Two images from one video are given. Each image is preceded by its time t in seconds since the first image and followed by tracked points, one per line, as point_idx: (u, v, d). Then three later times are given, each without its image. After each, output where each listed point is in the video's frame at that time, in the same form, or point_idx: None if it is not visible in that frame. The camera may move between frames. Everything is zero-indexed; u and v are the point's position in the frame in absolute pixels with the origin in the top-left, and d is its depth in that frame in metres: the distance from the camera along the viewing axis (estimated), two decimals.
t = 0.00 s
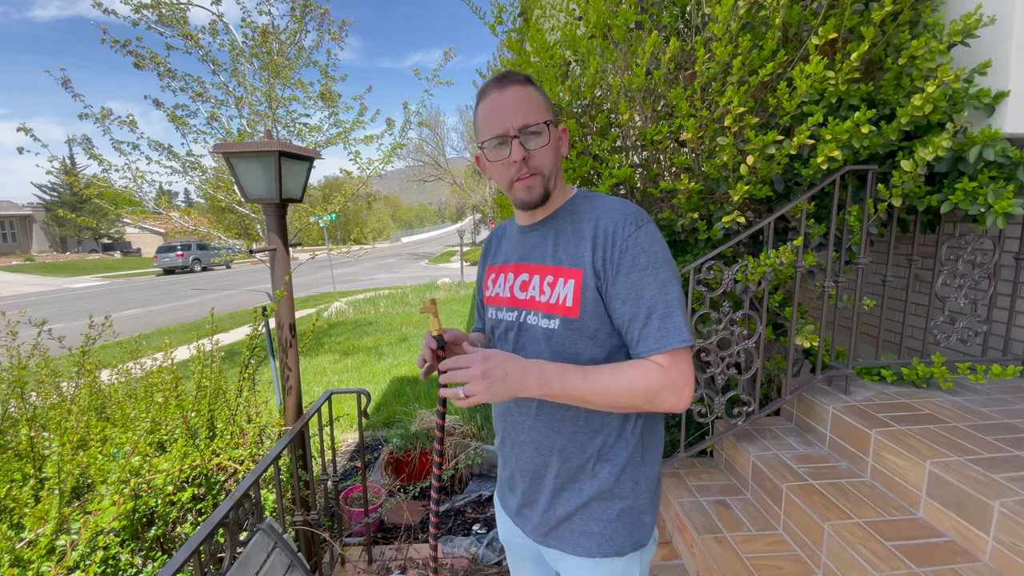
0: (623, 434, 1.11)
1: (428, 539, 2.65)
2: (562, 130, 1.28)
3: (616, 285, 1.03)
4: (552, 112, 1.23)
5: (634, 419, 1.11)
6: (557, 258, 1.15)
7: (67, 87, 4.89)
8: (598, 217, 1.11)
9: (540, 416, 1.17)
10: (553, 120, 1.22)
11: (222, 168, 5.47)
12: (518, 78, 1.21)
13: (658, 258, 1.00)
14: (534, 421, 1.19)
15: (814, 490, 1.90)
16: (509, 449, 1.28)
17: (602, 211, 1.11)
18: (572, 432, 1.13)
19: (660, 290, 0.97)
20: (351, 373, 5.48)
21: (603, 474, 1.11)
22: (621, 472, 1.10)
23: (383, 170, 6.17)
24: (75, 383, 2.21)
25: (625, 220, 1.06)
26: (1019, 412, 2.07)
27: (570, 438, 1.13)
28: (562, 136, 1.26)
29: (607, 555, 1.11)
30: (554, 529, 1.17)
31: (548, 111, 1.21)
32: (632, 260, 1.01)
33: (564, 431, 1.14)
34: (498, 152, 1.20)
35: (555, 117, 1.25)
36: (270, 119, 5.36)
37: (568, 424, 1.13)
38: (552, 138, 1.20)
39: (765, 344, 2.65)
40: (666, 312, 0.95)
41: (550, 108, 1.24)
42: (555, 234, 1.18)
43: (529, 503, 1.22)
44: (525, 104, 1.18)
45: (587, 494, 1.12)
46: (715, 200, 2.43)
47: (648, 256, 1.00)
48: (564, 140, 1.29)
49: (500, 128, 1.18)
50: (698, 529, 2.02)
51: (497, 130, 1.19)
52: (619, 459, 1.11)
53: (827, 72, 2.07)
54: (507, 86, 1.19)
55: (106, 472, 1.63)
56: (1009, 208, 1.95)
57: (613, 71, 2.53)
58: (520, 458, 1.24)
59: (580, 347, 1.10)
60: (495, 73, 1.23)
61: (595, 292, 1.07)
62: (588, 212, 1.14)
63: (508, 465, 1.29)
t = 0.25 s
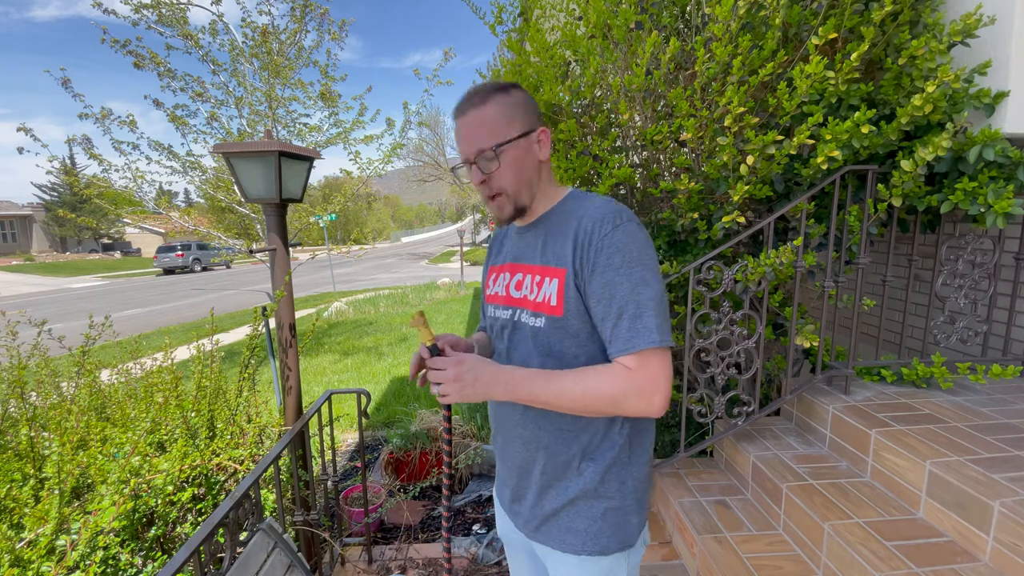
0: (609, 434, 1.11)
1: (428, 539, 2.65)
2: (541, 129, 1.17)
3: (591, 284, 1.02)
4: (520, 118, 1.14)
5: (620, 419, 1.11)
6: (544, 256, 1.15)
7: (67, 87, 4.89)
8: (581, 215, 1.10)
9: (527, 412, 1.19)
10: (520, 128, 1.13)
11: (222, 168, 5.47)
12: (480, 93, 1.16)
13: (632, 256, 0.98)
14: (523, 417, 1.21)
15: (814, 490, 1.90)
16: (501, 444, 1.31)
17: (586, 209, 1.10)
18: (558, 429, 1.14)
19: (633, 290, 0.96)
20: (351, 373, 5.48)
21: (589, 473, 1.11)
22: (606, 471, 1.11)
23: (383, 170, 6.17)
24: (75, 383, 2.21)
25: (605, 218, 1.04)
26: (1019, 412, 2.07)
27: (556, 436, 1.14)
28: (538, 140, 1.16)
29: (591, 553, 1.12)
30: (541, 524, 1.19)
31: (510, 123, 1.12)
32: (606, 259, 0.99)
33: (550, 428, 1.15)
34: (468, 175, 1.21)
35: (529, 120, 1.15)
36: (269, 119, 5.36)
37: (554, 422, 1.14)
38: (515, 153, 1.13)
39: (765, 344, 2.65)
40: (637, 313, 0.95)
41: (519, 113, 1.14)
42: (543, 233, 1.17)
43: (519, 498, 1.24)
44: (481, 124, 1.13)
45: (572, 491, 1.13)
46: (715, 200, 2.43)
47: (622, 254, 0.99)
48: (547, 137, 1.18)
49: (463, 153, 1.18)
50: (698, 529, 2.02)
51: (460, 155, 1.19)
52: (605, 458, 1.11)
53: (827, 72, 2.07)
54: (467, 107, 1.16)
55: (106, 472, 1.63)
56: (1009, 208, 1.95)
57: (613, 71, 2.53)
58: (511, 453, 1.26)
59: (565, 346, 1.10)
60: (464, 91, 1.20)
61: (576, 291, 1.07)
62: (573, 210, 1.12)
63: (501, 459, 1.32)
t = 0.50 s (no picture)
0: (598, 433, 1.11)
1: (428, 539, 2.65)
2: (500, 153, 1.14)
3: (581, 289, 1.02)
4: (474, 153, 1.14)
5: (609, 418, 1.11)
6: (534, 260, 1.14)
7: (67, 87, 4.90)
8: (570, 218, 1.09)
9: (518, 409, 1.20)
10: (476, 164, 1.15)
11: (222, 168, 5.47)
12: (440, 132, 1.19)
13: (622, 262, 0.98)
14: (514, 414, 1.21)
15: (814, 490, 1.90)
16: (495, 439, 1.32)
17: (575, 212, 1.09)
18: (547, 427, 1.15)
19: (623, 296, 0.96)
20: (351, 372, 5.48)
21: (577, 470, 1.12)
22: (594, 470, 1.11)
23: (383, 170, 6.17)
24: (74, 383, 2.21)
25: (593, 223, 1.03)
26: (1019, 412, 2.07)
27: (546, 434, 1.15)
28: (499, 163, 1.15)
29: (580, 550, 1.13)
30: (532, 520, 1.20)
31: (465, 161, 1.15)
32: (595, 265, 0.99)
33: (540, 426, 1.16)
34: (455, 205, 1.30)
35: (484, 150, 1.14)
36: (270, 119, 5.36)
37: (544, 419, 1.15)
38: (476, 187, 1.16)
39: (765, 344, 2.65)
40: (629, 317, 0.95)
41: (472, 147, 1.14)
42: (531, 237, 1.17)
43: (511, 493, 1.26)
44: (444, 167, 1.19)
45: (561, 488, 1.14)
46: (715, 200, 2.43)
47: (612, 260, 0.98)
48: (509, 159, 1.15)
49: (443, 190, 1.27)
50: (698, 529, 2.02)
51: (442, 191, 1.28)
52: (594, 457, 1.11)
53: (827, 72, 2.06)
54: (432, 150, 1.22)
55: (106, 472, 1.63)
56: (1010, 207, 1.95)
57: (613, 71, 2.53)
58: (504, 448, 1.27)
59: (557, 348, 1.11)
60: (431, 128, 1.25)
61: (565, 296, 1.07)
62: (562, 214, 1.11)
63: (496, 455, 1.33)
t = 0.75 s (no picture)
0: (592, 430, 1.11)
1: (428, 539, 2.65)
2: (494, 154, 1.14)
3: (572, 290, 1.02)
4: (468, 155, 1.15)
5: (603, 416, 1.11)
6: (526, 260, 1.14)
7: (67, 87, 4.90)
8: (560, 219, 1.08)
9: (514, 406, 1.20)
10: (471, 166, 1.15)
11: (222, 168, 5.47)
12: (434, 137, 1.20)
13: (611, 262, 0.98)
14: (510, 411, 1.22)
15: (814, 490, 1.90)
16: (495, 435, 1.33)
17: (565, 213, 1.08)
18: (542, 425, 1.15)
19: (613, 297, 0.96)
20: (351, 373, 5.47)
21: (572, 467, 1.12)
22: (589, 467, 1.11)
23: (383, 170, 6.17)
24: (74, 383, 2.21)
25: (583, 224, 1.03)
26: (1019, 412, 2.07)
27: (541, 431, 1.15)
28: (494, 165, 1.15)
29: (576, 547, 1.13)
30: (530, 516, 1.21)
31: (460, 164, 1.15)
32: (585, 266, 0.99)
33: (535, 423, 1.16)
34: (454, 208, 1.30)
35: (478, 152, 1.14)
36: (270, 119, 5.36)
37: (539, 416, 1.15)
38: (473, 189, 1.16)
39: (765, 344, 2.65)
40: (619, 317, 0.95)
41: (466, 150, 1.14)
42: (523, 238, 1.17)
43: (511, 489, 1.27)
44: (440, 171, 1.19)
45: (557, 484, 1.14)
46: (715, 200, 2.43)
47: (602, 261, 0.98)
48: (504, 160, 1.15)
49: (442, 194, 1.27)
50: (698, 529, 2.02)
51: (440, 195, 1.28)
52: (588, 453, 1.11)
53: (827, 72, 2.06)
54: (428, 155, 1.22)
55: (106, 472, 1.62)
56: (1010, 207, 1.95)
57: (613, 71, 2.53)
58: (503, 444, 1.28)
59: (550, 348, 1.12)
60: (426, 133, 1.25)
61: (557, 296, 1.07)
62: (553, 215, 1.11)
63: (497, 451, 1.34)
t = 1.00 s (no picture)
0: (590, 428, 1.11)
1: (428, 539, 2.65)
2: (494, 154, 1.14)
3: (568, 291, 1.02)
4: (468, 155, 1.15)
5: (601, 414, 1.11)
6: (524, 261, 1.15)
7: (67, 87, 4.90)
8: (557, 221, 1.08)
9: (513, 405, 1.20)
10: (471, 166, 1.15)
11: (222, 168, 5.47)
12: (434, 138, 1.20)
13: (607, 263, 0.98)
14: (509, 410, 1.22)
15: (814, 490, 1.90)
16: (494, 433, 1.33)
17: (562, 214, 1.08)
18: (540, 423, 1.15)
19: (608, 298, 0.96)
20: (351, 373, 5.48)
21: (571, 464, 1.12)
22: (587, 465, 1.11)
23: (383, 170, 6.17)
24: (74, 383, 2.21)
25: (579, 225, 1.03)
26: (1019, 412, 2.07)
27: (539, 429, 1.15)
28: (494, 165, 1.15)
29: (575, 544, 1.13)
30: (529, 513, 1.21)
31: (460, 164, 1.15)
32: (581, 267, 0.99)
33: (533, 422, 1.16)
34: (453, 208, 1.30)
35: (478, 152, 1.14)
36: (270, 119, 5.36)
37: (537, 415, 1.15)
38: (473, 189, 1.16)
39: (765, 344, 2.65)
40: (614, 319, 0.95)
41: (467, 150, 1.14)
42: (522, 240, 1.17)
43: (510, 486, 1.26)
44: (441, 171, 1.19)
45: (555, 482, 1.14)
46: (715, 200, 2.43)
47: (598, 262, 0.98)
48: (504, 160, 1.15)
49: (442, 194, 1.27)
50: (698, 529, 2.02)
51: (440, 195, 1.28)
52: (586, 450, 1.12)
53: (827, 72, 2.06)
54: (428, 155, 1.22)
55: (106, 472, 1.63)
56: (1010, 207, 1.95)
57: (613, 71, 2.53)
58: (502, 442, 1.28)
59: (547, 348, 1.12)
60: (427, 133, 1.25)
61: (553, 297, 1.07)
62: (550, 217, 1.11)
63: (496, 448, 1.34)
